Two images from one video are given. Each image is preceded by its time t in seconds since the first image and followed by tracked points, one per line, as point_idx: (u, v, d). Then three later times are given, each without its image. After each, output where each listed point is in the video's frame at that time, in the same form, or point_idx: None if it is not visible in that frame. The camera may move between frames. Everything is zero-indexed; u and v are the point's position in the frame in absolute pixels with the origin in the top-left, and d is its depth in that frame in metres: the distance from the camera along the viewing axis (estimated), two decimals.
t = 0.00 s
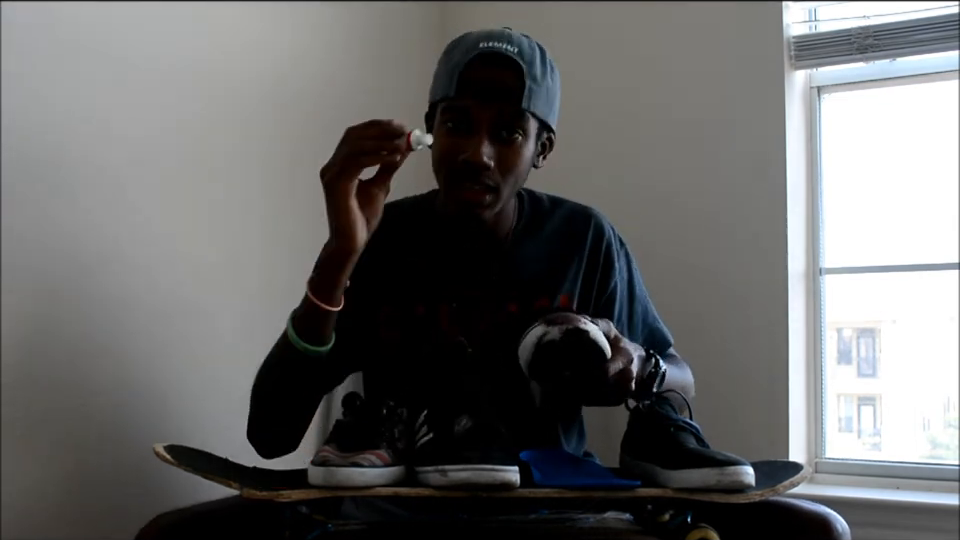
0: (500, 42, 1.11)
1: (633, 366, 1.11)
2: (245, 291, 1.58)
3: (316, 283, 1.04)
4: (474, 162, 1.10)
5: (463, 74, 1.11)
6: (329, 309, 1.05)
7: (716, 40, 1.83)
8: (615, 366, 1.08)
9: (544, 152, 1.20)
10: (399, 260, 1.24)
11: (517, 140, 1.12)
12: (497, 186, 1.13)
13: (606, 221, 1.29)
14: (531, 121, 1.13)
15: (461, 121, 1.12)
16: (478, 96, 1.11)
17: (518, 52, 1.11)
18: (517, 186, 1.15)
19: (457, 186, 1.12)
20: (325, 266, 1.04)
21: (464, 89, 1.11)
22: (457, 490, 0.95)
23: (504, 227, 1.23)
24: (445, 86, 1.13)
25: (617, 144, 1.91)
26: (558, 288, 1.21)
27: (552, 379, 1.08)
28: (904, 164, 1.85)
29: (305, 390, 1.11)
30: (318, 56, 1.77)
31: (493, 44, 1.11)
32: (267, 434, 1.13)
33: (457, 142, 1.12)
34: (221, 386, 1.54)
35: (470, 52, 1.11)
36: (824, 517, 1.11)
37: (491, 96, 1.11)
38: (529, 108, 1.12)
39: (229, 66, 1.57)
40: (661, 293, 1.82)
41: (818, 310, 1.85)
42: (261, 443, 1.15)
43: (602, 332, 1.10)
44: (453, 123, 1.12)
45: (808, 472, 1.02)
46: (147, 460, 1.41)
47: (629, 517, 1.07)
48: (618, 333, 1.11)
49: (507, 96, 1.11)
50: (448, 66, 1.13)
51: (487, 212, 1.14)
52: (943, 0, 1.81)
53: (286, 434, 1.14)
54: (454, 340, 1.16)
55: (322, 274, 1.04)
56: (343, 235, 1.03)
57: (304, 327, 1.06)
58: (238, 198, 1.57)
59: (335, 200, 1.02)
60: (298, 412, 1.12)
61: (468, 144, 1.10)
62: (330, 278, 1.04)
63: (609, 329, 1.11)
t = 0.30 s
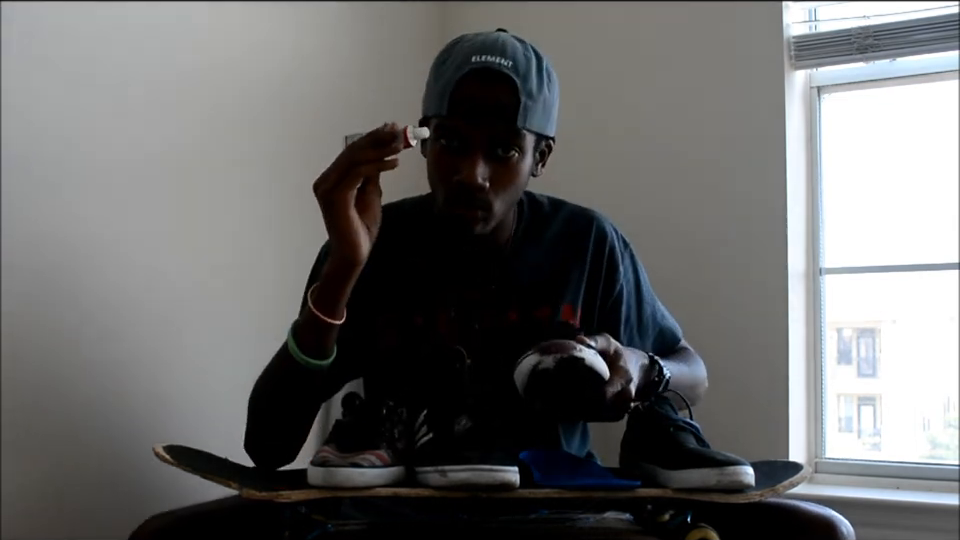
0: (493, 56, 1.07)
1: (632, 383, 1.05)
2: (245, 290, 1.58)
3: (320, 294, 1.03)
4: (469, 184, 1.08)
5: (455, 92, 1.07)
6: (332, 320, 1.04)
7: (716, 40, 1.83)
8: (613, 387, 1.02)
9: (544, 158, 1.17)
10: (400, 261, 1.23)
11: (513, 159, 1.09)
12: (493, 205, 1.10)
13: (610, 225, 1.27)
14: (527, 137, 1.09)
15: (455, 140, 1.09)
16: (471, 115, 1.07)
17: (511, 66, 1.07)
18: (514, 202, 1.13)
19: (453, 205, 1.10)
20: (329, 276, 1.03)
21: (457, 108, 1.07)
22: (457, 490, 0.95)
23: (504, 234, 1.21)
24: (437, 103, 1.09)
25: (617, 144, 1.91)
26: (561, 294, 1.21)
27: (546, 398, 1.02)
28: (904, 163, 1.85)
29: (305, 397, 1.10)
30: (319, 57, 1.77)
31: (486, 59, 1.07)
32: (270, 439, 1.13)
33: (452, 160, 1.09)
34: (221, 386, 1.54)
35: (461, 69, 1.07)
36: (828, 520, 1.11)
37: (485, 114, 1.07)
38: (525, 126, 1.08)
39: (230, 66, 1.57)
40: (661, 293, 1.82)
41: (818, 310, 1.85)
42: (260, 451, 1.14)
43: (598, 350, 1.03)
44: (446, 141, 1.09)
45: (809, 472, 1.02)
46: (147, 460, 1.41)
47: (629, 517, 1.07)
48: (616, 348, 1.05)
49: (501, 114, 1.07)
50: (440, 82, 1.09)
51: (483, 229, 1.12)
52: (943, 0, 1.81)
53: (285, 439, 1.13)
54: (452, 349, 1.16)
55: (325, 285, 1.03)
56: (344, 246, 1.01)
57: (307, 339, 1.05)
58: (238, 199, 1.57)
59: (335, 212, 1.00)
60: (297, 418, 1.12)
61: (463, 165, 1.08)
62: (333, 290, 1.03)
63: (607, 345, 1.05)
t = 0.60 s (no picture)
0: (488, 77, 1.05)
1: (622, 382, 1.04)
2: (245, 290, 1.58)
3: (311, 307, 1.04)
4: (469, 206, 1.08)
5: (450, 115, 1.06)
6: (323, 333, 1.05)
7: (716, 40, 1.83)
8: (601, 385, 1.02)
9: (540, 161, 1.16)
10: (398, 262, 1.22)
11: (511, 176, 1.08)
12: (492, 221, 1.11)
13: (608, 222, 1.27)
14: (525, 153, 1.09)
15: (452, 161, 1.08)
16: (467, 138, 1.06)
17: (506, 85, 1.06)
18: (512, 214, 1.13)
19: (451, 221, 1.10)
20: (320, 291, 1.03)
21: (452, 131, 1.06)
22: (457, 490, 0.95)
23: (502, 236, 1.20)
24: (432, 124, 1.08)
25: (617, 143, 1.91)
26: (559, 294, 1.20)
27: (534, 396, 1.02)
28: (903, 163, 1.85)
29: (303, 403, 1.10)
30: (319, 57, 1.77)
31: (481, 79, 1.05)
32: (270, 447, 1.13)
33: (449, 178, 1.08)
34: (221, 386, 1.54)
35: (455, 91, 1.05)
36: (830, 522, 1.09)
37: (483, 136, 1.06)
38: (523, 145, 1.07)
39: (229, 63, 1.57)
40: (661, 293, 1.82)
41: (818, 311, 1.85)
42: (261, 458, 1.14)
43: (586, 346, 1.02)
44: (443, 160, 1.08)
45: (809, 472, 1.01)
46: (147, 460, 1.41)
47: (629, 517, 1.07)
48: (608, 343, 1.04)
49: (499, 136, 1.06)
50: (434, 103, 1.07)
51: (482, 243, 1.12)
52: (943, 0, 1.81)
53: (286, 443, 1.13)
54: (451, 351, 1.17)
55: (316, 298, 1.04)
56: (334, 264, 1.01)
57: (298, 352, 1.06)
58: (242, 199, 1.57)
59: (324, 230, 1.00)
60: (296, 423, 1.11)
61: (462, 186, 1.07)
62: (323, 305, 1.03)
63: (596, 341, 1.04)
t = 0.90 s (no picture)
0: (488, 62, 1.05)
1: (617, 380, 1.03)
2: (245, 289, 1.58)
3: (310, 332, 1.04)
4: (477, 188, 1.08)
5: (452, 101, 1.05)
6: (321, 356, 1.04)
7: (716, 40, 1.83)
8: (594, 385, 1.01)
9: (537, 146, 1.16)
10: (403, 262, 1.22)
11: (516, 157, 1.09)
12: (499, 203, 1.11)
13: (606, 219, 1.27)
14: (527, 134, 1.09)
15: (456, 145, 1.08)
16: (471, 122, 1.05)
17: (506, 68, 1.06)
18: (518, 194, 1.14)
19: (459, 207, 1.11)
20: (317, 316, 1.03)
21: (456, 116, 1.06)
22: (457, 490, 0.95)
23: (501, 231, 1.21)
24: (434, 112, 1.07)
25: (617, 143, 1.91)
26: (555, 290, 1.21)
27: (526, 391, 1.00)
28: (903, 162, 1.85)
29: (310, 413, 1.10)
30: (318, 56, 1.77)
31: (481, 64, 1.05)
32: (273, 448, 1.14)
33: (455, 163, 1.09)
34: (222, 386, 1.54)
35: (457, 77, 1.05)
36: (830, 521, 1.09)
37: (487, 120, 1.06)
38: (525, 127, 1.08)
39: (229, 63, 1.57)
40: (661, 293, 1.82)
41: (818, 311, 1.85)
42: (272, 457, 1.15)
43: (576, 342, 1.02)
44: (448, 146, 1.08)
45: (809, 472, 1.01)
46: (147, 460, 1.41)
47: (629, 516, 1.06)
48: (600, 341, 1.04)
49: (503, 119, 1.06)
50: (435, 90, 1.07)
51: (490, 227, 1.13)
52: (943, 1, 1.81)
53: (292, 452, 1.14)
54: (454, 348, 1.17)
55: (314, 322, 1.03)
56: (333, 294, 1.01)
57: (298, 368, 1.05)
58: (237, 199, 1.56)
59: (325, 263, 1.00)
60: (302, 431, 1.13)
61: (469, 171, 1.08)
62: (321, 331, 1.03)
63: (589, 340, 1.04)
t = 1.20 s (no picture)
0: (481, 34, 1.08)
1: (618, 356, 1.02)
2: (246, 289, 1.58)
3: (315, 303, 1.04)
4: (468, 155, 1.08)
5: (447, 70, 1.08)
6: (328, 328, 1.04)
7: (716, 40, 1.83)
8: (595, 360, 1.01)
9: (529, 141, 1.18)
10: (407, 262, 1.22)
11: (508, 131, 1.10)
12: (491, 179, 1.12)
13: (600, 214, 1.27)
14: (519, 111, 1.11)
15: (449, 115, 1.09)
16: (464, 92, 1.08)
17: (500, 43, 1.09)
18: (511, 175, 1.14)
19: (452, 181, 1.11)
20: (324, 286, 1.03)
21: (450, 85, 1.08)
22: (458, 490, 0.95)
23: (495, 228, 1.21)
24: (429, 83, 1.10)
25: (618, 143, 1.91)
26: (552, 285, 1.20)
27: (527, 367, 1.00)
28: (903, 162, 1.86)
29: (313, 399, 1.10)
30: (318, 56, 1.77)
31: (475, 36, 1.08)
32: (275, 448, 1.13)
33: (448, 138, 1.10)
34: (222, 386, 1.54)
35: (451, 47, 1.08)
36: (830, 520, 1.10)
37: (480, 91, 1.08)
38: (516, 99, 1.10)
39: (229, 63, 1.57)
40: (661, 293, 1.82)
41: (818, 311, 1.85)
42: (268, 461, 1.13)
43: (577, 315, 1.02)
44: (441, 120, 1.10)
45: (808, 472, 1.01)
46: (147, 460, 1.41)
47: (629, 517, 1.06)
48: (600, 317, 1.03)
49: (494, 90, 1.08)
50: (430, 61, 1.10)
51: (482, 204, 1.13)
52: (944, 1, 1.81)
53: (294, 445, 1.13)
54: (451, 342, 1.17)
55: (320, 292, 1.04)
56: (339, 259, 1.02)
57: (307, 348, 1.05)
58: (236, 200, 1.56)
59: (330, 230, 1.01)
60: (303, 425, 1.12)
61: (460, 143, 1.09)
62: (327, 300, 1.03)
63: (588, 315, 1.04)
